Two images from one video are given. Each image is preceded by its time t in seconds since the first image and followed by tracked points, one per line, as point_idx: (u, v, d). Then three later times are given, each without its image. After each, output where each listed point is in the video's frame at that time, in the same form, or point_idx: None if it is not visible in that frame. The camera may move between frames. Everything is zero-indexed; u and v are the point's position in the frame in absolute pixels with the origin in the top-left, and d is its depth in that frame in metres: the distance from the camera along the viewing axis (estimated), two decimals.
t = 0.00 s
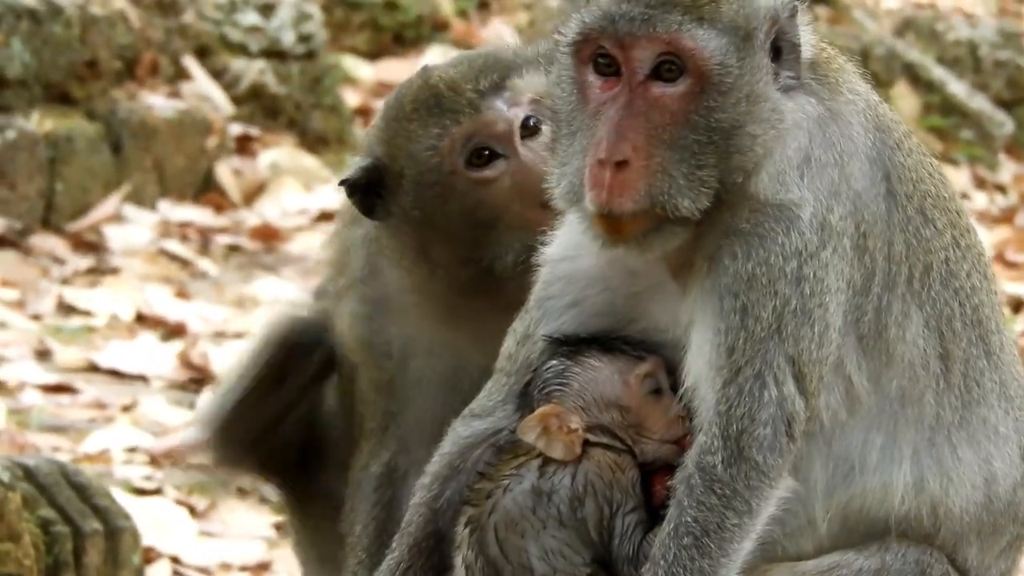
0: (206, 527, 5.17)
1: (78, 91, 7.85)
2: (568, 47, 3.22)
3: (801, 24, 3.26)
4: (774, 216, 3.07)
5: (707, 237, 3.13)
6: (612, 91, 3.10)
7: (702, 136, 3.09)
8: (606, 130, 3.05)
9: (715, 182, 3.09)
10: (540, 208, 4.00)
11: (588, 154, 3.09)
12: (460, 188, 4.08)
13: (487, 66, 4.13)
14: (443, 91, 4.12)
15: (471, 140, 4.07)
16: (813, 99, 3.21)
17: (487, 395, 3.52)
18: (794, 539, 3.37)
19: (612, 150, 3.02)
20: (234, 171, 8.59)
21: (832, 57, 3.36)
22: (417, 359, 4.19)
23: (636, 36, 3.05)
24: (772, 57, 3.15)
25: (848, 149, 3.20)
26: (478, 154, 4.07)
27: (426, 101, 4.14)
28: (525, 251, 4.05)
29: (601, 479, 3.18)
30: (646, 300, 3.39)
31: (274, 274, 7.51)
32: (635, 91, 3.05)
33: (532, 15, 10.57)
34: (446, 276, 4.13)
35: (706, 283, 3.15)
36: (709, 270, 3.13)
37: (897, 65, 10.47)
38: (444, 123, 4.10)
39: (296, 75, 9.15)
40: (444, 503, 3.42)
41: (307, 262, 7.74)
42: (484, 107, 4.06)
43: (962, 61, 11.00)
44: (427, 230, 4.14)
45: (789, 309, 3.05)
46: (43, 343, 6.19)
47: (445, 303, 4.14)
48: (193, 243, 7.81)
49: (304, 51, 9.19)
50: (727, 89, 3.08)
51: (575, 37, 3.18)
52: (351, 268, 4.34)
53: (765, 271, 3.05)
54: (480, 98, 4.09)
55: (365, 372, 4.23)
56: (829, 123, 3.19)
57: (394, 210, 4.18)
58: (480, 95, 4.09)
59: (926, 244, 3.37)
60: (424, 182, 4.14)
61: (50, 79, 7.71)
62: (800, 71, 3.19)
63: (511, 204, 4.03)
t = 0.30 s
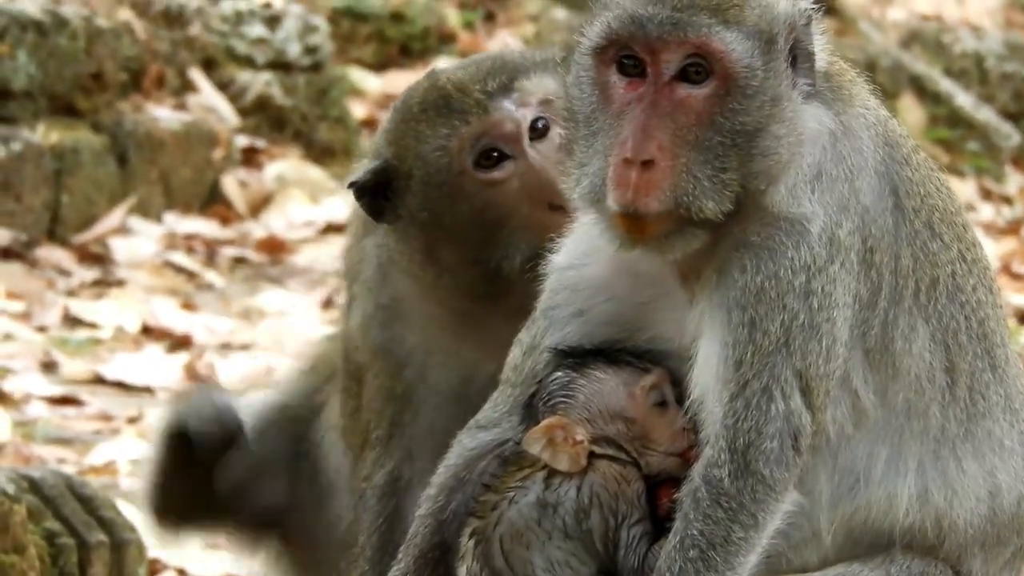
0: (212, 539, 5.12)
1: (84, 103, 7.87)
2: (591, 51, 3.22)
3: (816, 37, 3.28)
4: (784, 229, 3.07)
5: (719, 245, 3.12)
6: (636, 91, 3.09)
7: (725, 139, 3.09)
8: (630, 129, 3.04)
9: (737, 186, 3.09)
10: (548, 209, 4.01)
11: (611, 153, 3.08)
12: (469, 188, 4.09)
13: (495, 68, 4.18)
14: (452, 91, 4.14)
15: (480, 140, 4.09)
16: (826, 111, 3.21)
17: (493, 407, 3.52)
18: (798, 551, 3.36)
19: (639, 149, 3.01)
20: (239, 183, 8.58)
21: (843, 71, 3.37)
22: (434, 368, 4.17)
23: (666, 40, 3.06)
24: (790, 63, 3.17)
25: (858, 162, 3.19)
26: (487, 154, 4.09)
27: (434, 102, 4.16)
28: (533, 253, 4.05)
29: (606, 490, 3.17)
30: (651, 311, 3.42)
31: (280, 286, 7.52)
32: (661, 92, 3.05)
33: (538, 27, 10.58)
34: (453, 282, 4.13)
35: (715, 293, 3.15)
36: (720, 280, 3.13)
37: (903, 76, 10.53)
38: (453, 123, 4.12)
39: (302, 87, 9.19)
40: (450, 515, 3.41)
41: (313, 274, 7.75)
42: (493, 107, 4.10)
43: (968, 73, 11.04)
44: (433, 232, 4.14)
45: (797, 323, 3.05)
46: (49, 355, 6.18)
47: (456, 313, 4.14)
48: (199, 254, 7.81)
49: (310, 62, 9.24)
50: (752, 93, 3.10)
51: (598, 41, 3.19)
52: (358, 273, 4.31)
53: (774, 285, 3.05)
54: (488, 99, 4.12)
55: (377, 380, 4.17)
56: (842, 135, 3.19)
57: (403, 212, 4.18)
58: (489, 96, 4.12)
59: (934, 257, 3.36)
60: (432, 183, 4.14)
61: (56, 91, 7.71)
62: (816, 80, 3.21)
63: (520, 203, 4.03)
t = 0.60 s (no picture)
0: (215, 547, 5.10)
1: (86, 112, 7.88)
2: (602, 51, 3.22)
3: (820, 42, 3.29)
4: (789, 236, 3.08)
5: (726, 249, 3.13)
6: (653, 91, 3.09)
7: (740, 139, 3.10)
8: (649, 129, 3.05)
9: (753, 187, 3.10)
10: (551, 223, 4.00)
11: (628, 152, 3.08)
12: (472, 201, 4.09)
13: (503, 80, 4.15)
14: (458, 102, 4.13)
15: (484, 153, 4.08)
16: (832, 116, 3.22)
17: (492, 412, 3.52)
18: (800, 558, 3.35)
19: (658, 147, 3.02)
20: (242, 192, 8.63)
21: (846, 78, 3.38)
22: (428, 375, 4.16)
23: (686, 42, 3.06)
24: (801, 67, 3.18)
25: (862, 168, 3.20)
26: (492, 167, 4.08)
27: (440, 112, 4.14)
28: (535, 266, 4.05)
29: (606, 498, 3.18)
30: (652, 316, 3.42)
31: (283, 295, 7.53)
32: (679, 92, 3.06)
33: (540, 37, 10.64)
34: (452, 292, 4.15)
35: (719, 298, 3.15)
36: (725, 285, 3.14)
37: (906, 85, 10.53)
38: (458, 134, 4.10)
39: (304, 96, 9.20)
40: (451, 521, 3.42)
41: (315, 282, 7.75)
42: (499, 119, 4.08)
43: (970, 81, 11.05)
44: (435, 243, 4.15)
45: (800, 331, 3.04)
46: (50, 364, 6.18)
47: (453, 321, 4.17)
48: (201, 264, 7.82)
49: (312, 71, 9.27)
50: (769, 93, 3.11)
51: (612, 42, 3.19)
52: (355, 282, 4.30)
53: (778, 293, 3.06)
54: (495, 111, 4.10)
55: (373, 380, 4.18)
56: (847, 141, 3.20)
57: (406, 221, 4.19)
58: (496, 108, 4.10)
59: (935, 264, 3.37)
60: (436, 194, 4.13)
61: (59, 100, 7.72)
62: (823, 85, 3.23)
63: (523, 216, 4.02)
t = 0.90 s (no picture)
0: (213, 551, 5.09)
1: (84, 116, 7.89)
2: (612, 46, 3.22)
3: (818, 44, 3.29)
4: (789, 239, 3.08)
5: (729, 250, 3.12)
6: (664, 87, 3.08)
7: (752, 137, 3.09)
8: (665, 123, 3.04)
9: (764, 185, 3.09)
10: (541, 227, 3.99)
11: (642, 148, 3.07)
12: (462, 207, 4.07)
13: (490, 85, 4.15)
14: (445, 108, 4.11)
15: (473, 158, 4.07)
16: (835, 117, 3.22)
17: (490, 415, 3.53)
18: (797, 560, 3.35)
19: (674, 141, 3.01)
20: (240, 196, 8.63)
21: (845, 80, 3.38)
22: (423, 382, 4.17)
23: (702, 38, 3.05)
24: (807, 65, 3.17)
25: (862, 170, 3.20)
26: (482, 171, 4.06)
27: (428, 118, 4.13)
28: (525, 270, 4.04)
29: (604, 500, 3.18)
30: (650, 315, 3.42)
31: (281, 299, 7.53)
32: (691, 88, 3.05)
33: (539, 40, 10.57)
34: (446, 297, 4.14)
35: (718, 299, 3.15)
36: (725, 286, 3.14)
37: (905, 87, 10.53)
38: (447, 140, 4.09)
39: (303, 100, 9.22)
40: (449, 523, 3.42)
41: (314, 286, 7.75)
42: (487, 124, 4.08)
43: (969, 84, 11.07)
44: (427, 249, 4.13)
45: (799, 335, 3.05)
46: (49, 368, 6.18)
47: (450, 326, 4.17)
48: (200, 267, 7.82)
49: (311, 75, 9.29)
50: (779, 91, 3.11)
51: (622, 37, 3.18)
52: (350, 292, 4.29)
53: (777, 296, 3.06)
54: (482, 116, 4.10)
55: (368, 392, 4.21)
56: (848, 143, 3.21)
57: (396, 230, 4.17)
58: (483, 113, 4.10)
59: (932, 266, 3.37)
60: (426, 201, 4.12)
61: (57, 104, 7.72)
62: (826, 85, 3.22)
63: (514, 220, 4.01)
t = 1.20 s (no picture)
0: (205, 555, 5.08)
1: (76, 119, 7.88)
2: (629, 40, 3.16)
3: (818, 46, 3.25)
4: (788, 242, 3.08)
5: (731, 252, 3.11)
6: (686, 82, 3.03)
7: (772, 135, 3.04)
8: (693, 117, 3.00)
9: (781, 185, 3.05)
10: (541, 212, 4.02)
11: (663, 142, 3.03)
12: (462, 191, 4.10)
13: (488, 74, 4.21)
14: (444, 94, 4.16)
15: (473, 143, 4.11)
16: (838, 119, 3.22)
17: (480, 416, 3.54)
18: (786, 563, 3.38)
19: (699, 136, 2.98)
20: (232, 199, 8.63)
21: (841, 83, 3.38)
22: (426, 383, 4.23)
23: (728, 34, 3.02)
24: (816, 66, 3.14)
25: (857, 173, 3.21)
26: (481, 156, 4.10)
27: (427, 104, 4.18)
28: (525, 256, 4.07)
29: (594, 504, 3.19)
30: (644, 312, 3.42)
31: (274, 302, 7.53)
32: (714, 85, 3.01)
33: (531, 42, 10.55)
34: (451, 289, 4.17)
35: (715, 302, 3.16)
36: (722, 288, 3.15)
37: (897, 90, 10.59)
38: (445, 125, 4.14)
39: (295, 102, 9.22)
40: (440, 526, 3.42)
41: (306, 288, 7.75)
42: (486, 109, 4.13)
43: (961, 86, 11.10)
44: (426, 236, 4.16)
45: (794, 340, 3.06)
46: (41, 372, 6.18)
47: (451, 324, 4.21)
48: (191, 270, 7.82)
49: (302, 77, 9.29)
50: (795, 89, 3.07)
51: (641, 32, 3.13)
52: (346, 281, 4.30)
53: (774, 300, 3.07)
54: (481, 102, 4.15)
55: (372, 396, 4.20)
56: (848, 147, 3.21)
57: (395, 216, 4.20)
58: (482, 99, 4.15)
59: (925, 270, 3.38)
60: (425, 184, 4.15)
61: (49, 107, 7.72)
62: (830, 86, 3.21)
63: (513, 205, 4.05)
